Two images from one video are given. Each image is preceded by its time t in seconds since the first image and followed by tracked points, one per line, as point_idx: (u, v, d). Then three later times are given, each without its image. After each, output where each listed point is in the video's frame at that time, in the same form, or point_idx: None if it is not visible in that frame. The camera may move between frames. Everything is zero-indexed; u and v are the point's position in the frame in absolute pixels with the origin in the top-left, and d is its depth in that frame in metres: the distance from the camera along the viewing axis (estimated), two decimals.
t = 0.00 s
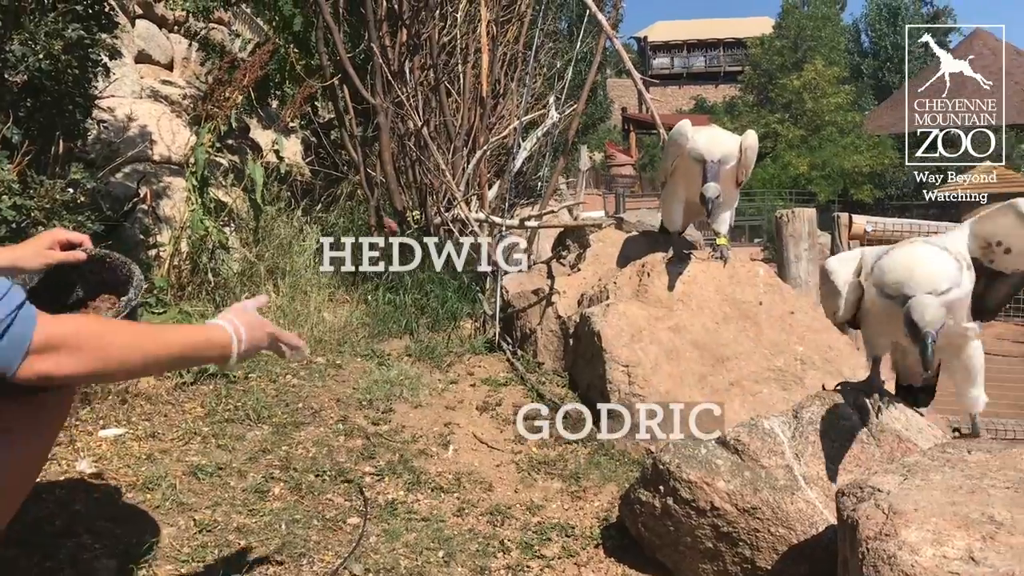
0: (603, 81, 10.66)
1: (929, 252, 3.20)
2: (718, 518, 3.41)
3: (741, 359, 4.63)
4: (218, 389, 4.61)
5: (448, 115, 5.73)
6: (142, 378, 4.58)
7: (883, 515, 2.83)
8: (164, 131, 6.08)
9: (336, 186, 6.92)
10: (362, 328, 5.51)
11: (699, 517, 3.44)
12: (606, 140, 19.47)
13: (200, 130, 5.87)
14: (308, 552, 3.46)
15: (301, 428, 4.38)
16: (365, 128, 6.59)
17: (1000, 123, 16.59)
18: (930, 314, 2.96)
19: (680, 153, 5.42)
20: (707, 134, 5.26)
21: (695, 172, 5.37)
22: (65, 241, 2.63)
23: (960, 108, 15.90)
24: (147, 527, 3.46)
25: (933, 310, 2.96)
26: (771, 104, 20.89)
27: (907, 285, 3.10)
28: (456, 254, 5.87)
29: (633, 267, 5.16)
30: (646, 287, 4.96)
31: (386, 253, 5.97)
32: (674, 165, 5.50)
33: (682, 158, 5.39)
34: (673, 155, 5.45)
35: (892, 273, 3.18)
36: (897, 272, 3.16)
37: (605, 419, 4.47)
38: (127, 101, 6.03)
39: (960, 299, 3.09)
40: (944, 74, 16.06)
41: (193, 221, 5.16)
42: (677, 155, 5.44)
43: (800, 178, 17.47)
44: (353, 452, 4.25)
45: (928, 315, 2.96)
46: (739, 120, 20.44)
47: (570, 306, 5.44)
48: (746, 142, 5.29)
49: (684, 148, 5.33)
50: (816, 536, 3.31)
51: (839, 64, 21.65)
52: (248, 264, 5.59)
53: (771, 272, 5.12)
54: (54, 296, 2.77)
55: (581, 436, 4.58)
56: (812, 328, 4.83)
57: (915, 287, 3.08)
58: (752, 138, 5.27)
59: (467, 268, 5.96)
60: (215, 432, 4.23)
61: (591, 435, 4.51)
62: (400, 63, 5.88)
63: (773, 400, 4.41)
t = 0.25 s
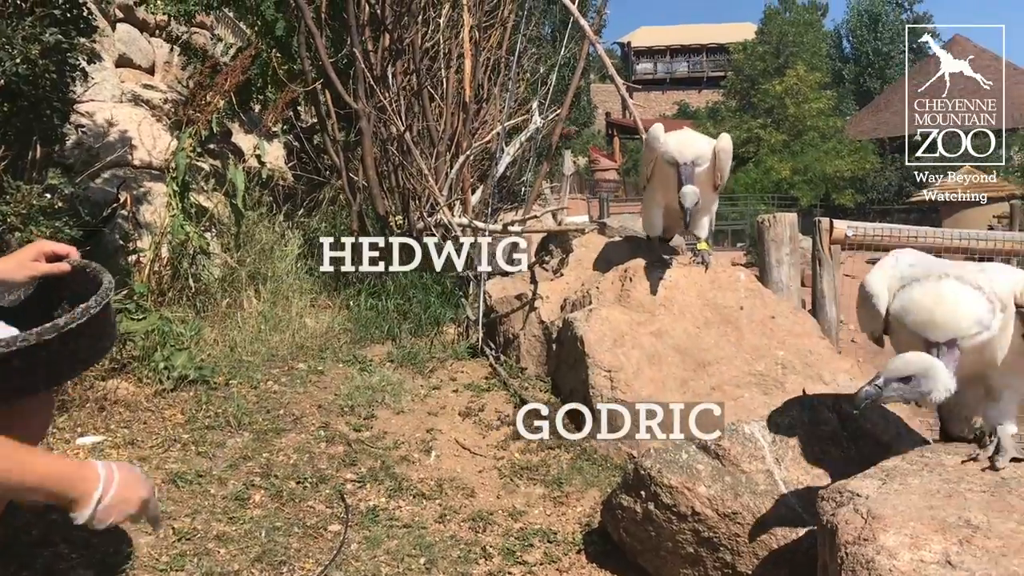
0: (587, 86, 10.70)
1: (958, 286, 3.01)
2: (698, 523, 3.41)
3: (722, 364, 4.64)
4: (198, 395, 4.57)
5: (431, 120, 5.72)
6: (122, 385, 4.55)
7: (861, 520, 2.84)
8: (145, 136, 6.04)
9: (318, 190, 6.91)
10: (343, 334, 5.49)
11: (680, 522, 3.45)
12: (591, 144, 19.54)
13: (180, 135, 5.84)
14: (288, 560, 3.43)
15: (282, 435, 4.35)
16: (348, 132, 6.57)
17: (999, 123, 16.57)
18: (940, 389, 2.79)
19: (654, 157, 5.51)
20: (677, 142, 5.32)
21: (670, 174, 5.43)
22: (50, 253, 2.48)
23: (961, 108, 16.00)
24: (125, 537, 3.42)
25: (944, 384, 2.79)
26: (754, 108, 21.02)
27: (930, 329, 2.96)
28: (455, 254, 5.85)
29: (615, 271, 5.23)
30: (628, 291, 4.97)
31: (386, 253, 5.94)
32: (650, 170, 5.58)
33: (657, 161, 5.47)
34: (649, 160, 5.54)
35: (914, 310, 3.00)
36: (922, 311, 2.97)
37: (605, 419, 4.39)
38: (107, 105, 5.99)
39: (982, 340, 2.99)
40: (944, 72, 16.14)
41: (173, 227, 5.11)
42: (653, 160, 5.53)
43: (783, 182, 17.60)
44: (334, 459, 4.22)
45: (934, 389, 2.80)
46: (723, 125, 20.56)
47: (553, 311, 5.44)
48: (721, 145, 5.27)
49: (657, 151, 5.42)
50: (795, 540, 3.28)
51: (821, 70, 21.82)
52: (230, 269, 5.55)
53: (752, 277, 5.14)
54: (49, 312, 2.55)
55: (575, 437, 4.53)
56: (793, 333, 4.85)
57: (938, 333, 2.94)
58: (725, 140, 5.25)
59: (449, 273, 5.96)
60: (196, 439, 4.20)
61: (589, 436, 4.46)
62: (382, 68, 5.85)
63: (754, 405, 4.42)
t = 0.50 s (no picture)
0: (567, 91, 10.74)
1: (941, 278, 3.02)
2: (677, 528, 3.41)
3: (702, 368, 4.65)
4: (176, 401, 4.53)
5: (412, 124, 5.71)
6: (98, 392, 4.50)
7: (837, 524, 2.84)
8: (123, 140, 5.99)
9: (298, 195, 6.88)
10: (323, 339, 5.46)
11: (659, 527, 3.45)
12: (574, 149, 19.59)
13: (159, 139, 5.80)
14: (265, 567, 3.40)
15: (260, 441, 4.32)
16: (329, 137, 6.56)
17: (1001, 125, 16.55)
18: (905, 386, 2.80)
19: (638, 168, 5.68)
20: (660, 156, 5.41)
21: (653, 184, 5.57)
22: (28, 264, 2.29)
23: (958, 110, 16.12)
24: (99, 545, 3.38)
25: (910, 380, 2.80)
26: (735, 114, 21.17)
27: (908, 322, 2.98)
28: (456, 254, 5.93)
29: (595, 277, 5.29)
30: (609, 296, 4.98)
31: (386, 253, 5.99)
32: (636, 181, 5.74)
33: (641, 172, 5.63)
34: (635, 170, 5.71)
35: (893, 303, 3.04)
36: (900, 303, 3.01)
37: (605, 419, 4.38)
38: (84, 109, 5.94)
39: (964, 332, 2.93)
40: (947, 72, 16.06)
41: (151, 232, 5.01)
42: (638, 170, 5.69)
43: (763, 187, 17.73)
44: (313, 465, 4.19)
45: (899, 387, 2.80)
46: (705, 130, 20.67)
47: (533, 315, 5.44)
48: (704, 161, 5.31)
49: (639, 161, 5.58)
50: (773, 544, 3.28)
51: (801, 75, 22.02)
52: (208, 274, 5.51)
53: (731, 281, 5.17)
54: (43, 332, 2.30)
55: (570, 435, 4.51)
56: (771, 337, 4.87)
57: (914, 326, 2.96)
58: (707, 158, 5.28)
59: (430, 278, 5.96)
60: (172, 446, 4.16)
61: (587, 434, 4.45)
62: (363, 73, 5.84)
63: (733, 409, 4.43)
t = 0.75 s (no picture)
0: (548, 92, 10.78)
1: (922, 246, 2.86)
2: (658, 527, 3.42)
3: (683, 368, 4.67)
4: (154, 402, 4.48)
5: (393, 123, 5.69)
6: (75, 392, 4.45)
7: (816, 522, 2.85)
8: (102, 139, 5.93)
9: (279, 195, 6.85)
10: (304, 339, 5.43)
11: (640, 526, 3.45)
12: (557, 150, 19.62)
13: (138, 137, 5.75)
14: (245, 569, 3.37)
15: (240, 442, 4.29)
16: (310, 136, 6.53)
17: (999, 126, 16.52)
18: (871, 367, 2.69)
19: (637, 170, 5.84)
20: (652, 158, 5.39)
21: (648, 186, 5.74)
22: None
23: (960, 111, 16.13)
24: (76, 548, 3.34)
25: (874, 358, 2.69)
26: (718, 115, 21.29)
27: (886, 291, 2.84)
28: (455, 253, 5.92)
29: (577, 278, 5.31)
30: (591, 296, 4.99)
31: (386, 252, 5.86)
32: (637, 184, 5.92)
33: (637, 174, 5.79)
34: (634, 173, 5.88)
35: (871, 271, 2.88)
36: (878, 270, 2.85)
37: (605, 419, 4.38)
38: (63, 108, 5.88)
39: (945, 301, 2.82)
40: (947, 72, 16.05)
41: (130, 231, 5.00)
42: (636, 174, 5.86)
43: (745, 189, 17.82)
44: (293, 466, 4.17)
45: (867, 370, 2.70)
46: (688, 131, 20.76)
47: (515, 316, 5.43)
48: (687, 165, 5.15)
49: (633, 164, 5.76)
50: (753, 544, 3.30)
51: (783, 77, 22.18)
52: (188, 274, 5.46)
53: (712, 282, 5.18)
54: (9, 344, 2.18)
55: (569, 436, 4.42)
56: (752, 337, 4.89)
57: (891, 295, 2.81)
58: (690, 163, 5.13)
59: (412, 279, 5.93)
60: (151, 447, 4.12)
61: (586, 435, 4.38)
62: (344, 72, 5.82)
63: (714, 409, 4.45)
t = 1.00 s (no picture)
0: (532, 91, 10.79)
1: (883, 237, 3.08)
2: (640, 527, 3.43)
3: (666, 368, 4.68)
4: (136, 403, 4.45)
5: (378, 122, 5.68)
6: (56, 394, 4.42)
7: (796, 522, 2.86)
8: (83, 138, 5.89)
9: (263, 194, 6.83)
10: (288, 339, 5.41)
11: (622, 526, 3.46)
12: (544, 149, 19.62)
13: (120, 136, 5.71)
14: (226, 571, 3.35)
15: (222, 443, 4.27)
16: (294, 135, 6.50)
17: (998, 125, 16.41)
18: (835, 338, 2.73)
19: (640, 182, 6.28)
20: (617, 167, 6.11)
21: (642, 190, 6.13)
22: None
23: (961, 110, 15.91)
24: (54, 551, 3.31)
25: (841, 333, 2.73)
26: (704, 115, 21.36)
27: (849, 279, 3.03)
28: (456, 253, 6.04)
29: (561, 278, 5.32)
30: (575, 296, 5.00)
31: (387, 253, 5.85)
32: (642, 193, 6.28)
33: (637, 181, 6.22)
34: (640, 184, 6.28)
35: (838, 259, 3.09)
36: (844, 257, 3.05)
37: (605, 419, 4.39)
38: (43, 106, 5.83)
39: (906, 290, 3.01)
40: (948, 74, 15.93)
41: (112, 231, 4.92)
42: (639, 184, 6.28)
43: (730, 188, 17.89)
44: (276, 467, 4.15)
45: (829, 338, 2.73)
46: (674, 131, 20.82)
47: (500, 316, 5.43)
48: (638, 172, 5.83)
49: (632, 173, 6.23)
50: (734, 544, 3.32)
51: (768, 77, 22.28)
52: (170, 274, 5.43)
53: (695, 282, 5.20)
54: None
55: (569, 435, 4.36)
56: (735, 336, 4.90)
57: (857, 280, 2.98)
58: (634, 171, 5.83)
59: (396, 278, 5.90)
60: (132, 449, 4.09)
61: (586, 435, 4.35)
62: (328, 71, 5.81)
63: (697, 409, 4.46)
